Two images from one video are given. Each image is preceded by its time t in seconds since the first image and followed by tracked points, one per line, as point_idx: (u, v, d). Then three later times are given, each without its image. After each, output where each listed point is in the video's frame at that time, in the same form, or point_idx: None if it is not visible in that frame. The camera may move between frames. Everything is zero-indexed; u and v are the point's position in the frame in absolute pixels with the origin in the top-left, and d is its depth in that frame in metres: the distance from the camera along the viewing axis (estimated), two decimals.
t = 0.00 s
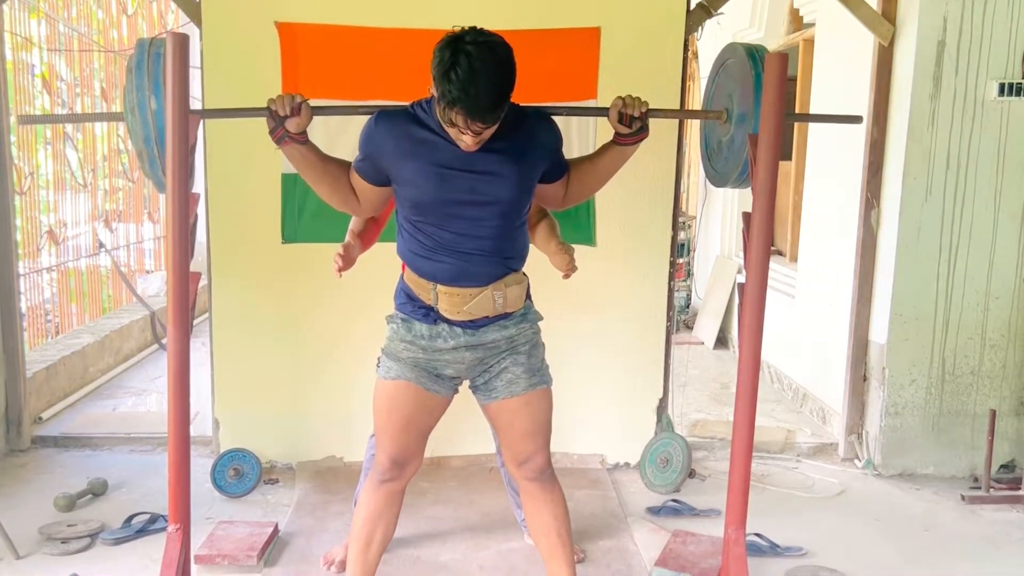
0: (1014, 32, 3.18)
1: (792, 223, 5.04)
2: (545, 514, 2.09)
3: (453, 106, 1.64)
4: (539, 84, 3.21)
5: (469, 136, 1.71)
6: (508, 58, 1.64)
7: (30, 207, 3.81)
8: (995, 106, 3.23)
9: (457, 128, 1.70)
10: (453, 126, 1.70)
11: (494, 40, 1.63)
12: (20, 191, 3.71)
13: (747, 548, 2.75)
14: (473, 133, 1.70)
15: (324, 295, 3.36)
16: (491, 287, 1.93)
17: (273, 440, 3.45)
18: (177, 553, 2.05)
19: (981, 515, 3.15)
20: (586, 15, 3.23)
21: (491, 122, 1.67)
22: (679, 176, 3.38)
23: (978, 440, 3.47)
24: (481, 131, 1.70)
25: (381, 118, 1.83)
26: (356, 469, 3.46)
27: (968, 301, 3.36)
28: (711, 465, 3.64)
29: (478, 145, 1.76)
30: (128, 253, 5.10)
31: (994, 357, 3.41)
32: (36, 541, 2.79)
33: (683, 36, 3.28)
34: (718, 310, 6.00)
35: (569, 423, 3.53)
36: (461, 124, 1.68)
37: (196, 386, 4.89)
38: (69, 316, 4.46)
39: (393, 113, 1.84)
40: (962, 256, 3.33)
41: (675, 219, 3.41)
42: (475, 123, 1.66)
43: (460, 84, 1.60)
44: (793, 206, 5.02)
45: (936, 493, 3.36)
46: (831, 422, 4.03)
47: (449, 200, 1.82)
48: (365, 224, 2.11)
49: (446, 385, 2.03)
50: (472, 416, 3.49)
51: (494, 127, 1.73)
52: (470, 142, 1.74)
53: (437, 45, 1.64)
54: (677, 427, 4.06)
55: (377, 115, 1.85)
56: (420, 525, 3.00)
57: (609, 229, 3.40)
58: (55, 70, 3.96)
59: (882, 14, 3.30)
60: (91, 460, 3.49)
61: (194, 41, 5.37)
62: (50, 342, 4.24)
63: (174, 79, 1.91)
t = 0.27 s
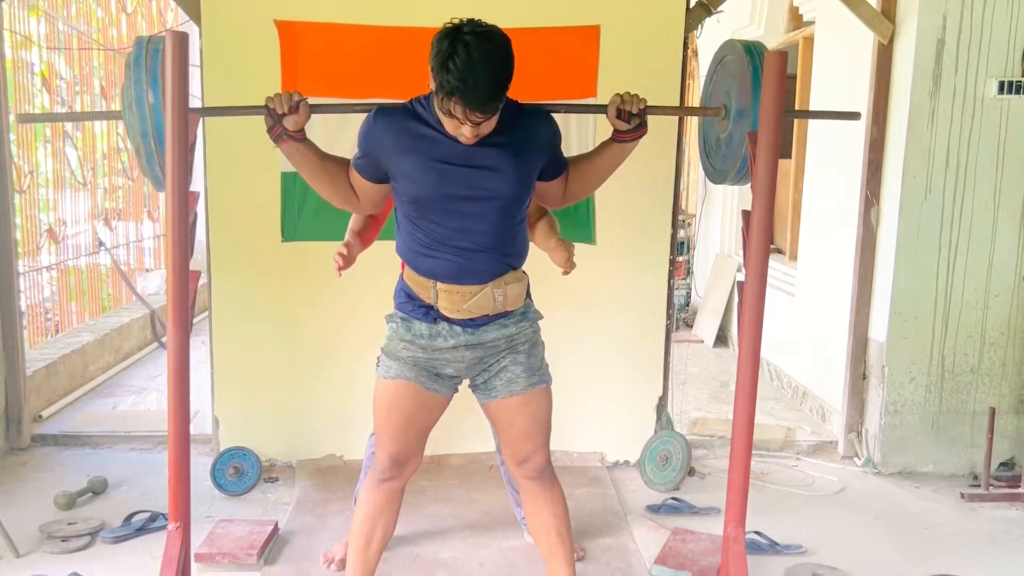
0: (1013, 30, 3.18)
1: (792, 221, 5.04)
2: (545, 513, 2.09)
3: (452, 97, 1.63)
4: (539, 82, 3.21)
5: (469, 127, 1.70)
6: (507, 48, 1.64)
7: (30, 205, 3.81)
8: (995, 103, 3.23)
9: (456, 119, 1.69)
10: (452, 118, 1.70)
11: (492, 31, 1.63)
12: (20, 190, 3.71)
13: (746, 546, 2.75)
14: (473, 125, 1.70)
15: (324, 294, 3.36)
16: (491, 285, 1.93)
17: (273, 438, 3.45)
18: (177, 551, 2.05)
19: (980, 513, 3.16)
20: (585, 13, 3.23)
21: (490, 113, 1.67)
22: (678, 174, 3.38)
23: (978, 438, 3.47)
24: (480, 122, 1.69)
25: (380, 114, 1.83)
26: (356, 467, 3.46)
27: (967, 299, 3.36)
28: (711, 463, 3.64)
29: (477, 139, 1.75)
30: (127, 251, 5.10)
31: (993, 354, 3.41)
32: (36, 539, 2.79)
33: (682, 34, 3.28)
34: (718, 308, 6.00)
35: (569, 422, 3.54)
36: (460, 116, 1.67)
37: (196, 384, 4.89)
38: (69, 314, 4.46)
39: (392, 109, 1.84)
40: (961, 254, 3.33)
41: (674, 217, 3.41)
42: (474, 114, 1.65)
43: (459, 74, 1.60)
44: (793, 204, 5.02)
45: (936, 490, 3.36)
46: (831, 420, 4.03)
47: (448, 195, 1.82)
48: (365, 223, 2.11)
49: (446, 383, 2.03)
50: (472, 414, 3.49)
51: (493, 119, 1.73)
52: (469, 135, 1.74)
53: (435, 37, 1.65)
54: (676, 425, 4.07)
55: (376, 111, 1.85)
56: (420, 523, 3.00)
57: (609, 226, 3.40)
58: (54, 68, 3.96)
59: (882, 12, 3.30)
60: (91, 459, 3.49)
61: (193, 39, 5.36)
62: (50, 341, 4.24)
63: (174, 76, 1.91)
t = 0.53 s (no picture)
0: (1013, 27, 3.18)
1: (791, 219, 5.04)
2: (544, 510, 2.09)
3: (451, 100, 1.63)
4: (538, 81, 3.20)
5: (467, 130, 1.70)
6: (505, 51, 1.65)
7: (29, 204, 3.80)
8: (995, 101, 3.23)
9: (454, 123, 1.69)
10: (450, 122, 1.70)
11: (490, 33, 1.63)
12: (19, 188, 3.71)
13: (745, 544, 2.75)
14: (471, 128, 1.70)
15: (323, 292, 3.36)
16: (489, 283, 1.93)
17: (272, 436, 3.45)
18: (177, 549, 2.05)
19: (980, 511, 3.16)
20: (585, 11, 3.23)
21: (489, 115, 1.67)
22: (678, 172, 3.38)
23: (977, 436, 3.47)
24: (479, 125, 1.69)
25: (379, 114, 1.83)
26: (356, 466, 3.46)
27: (967, 297, 3.36)
28: (711, 461, 3.64)
29: (475, 141, 1.76)
30: (126, 250, 5.10)
31: (993, 352, 3.41)
32: (35, 538, 2.79)
33: (682, 33, 3.28)
34: (717, 307, 6.00)
35: (569, 420, 3.54)
36: (459, 119, 1.68)
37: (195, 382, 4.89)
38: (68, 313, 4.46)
39: (390, 109, 1.84)
40: (961, 252, 3.33)
41: (674, 215, 3.41)
42: (473, 117, 1.65)
43: (457, 77, 1.60)
44: (793, 202, 5.02)
45: (935, 489, 3.36)
46: (830, 418, 4.03)
47: (447, 195, 1.82)
48: (362, 220, 2.11)
49: (445, 381, 2.03)
50: (471, 412, 3.49)
51: (492, 121, 1.73)
52: (467, 138, 1.74)
53: (432, 40, 1.65)
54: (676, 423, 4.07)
55: (374, 111, 1.84)
56: (419, 522, 3.00)
57: (609, 225, 3.40)
58: (53, 66, 3.95)
59: (882, 11, 3.30)
60: (91, 457, 3.50)
61: (192, 38, 5.36)
62: (49, 339, 4.24)
63: (172, 75, 1.91)
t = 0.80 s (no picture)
0: (1013, 26, 3.18)
1: (791, 218, 5.04)
2: (544, 509, 2.09)
3: (452, 96, 1.63)
4: (538, 79, 3.20)
5: (468, 126, 1.70)
6: (506, 47, 1.64)
7: (29, 203, 3.80)
8: (995, 100, 3.23)
9: (456, 118, 1.69)
10: (452, 118, 1.70)
11: (491, 30, 1.63)
12: (19, 187, 3.71)
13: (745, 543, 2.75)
14: (472, 124, 1.70)
15: (323, 291, 3.36)
16: (489, 283, 1.93)
17: (273, 435, 3.45)
18: (177, 548, 2.05)
19: (979, 509, 3.16)
20: (585, 10, 3.23)
21: (490, 111, 1.67)
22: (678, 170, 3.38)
23: (977, 434, 3.48)
24: (480, 121, 1.69)
25: (379, 113, 1.82)
26: (356, 465, 3.46)
27: (967, 296, 3.36)
28: (710, 460, 3.64)
29: (477, 138, 1.76)
30: (126, 249, 5.10)
31: (993, 351, 3.41)
32: (35, 537, 2.79)
33: (682, 31, 3.28)
34: (717, 305, 6.01)
35: (569, 419, 3.54)
36: (460, 115, 1.67)
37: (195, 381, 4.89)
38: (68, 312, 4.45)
39: (391, 107, 1.83)
40: (961, 251, 3.33)
41: (674, 213, 3.41)
42: (473, 113, 1.65)
43: (458, 73, 1.60)
44: (793, 200, 5.01)
45: (935, 487, 3.37)
46: (830, 417, 4.03)
47: (447, 194, 1.82)
48: (362, 219, 2.11)
49: (445, 381, 2.03)
50: (471, 411, 3.49)
51: (493, 118, 1.73)
52: (468, 134, 1.74)
53: (433, 37, 1.65)
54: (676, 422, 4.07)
55: (375, 109, 1.84)
56: (419, 521, 3.00)
57: (608, 224, 3.40)
58: (52, 65, 3.95)
59: (882, 9, 3.30)
60: (90, 456, 3.50)
61: (192, 37, 5.35)
62: (49, 338, 4.24)
63: (172, 73, 1.91)
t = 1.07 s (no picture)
0: (1014, 25, 3.17)
1: (792, 217, 5.04)
2: (544, 508, 2.09)
3: (452, 95, 1.63)
4: (539, 78, 3.20)
5: (468, 125, 1.70)
6: (506, 45, 1.64)
7: (29, 201, 3.80)
8: (995, 99, 3.23)
9: (456, 117, 1.69)
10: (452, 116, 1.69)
11: (491, 29, 1.63)
12: (19, 186, 3.70)
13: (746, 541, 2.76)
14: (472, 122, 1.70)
15: (323, 290, 3.36)
16: (490, 280, 1.93)
17: (273, 434, 3.45)
18: (177, 547, 2.05)
19: (979, 508, 3.16)
20: (585, 8, 3.23)
21: (490, 110, 1.67)
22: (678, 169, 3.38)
23: (977, 433, 3.47)
24: (480, 120, 1.69)
25: (379, 111, 1.82)
26: (356, 463, 3.46)
27: (967, 295, 3.36)
28: (710, 459, 3.64)
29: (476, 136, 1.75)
30: (126, 248, 5.09)
31: (993, 350, 3.41)
32: (35, 535, 2.79)
33: (682, 30, 3.28)
34: (717, 304, 6.00)
35: (569, 418, 3.54)
36: (460, 113, 1.67)
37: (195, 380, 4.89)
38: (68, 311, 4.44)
39: (391, 106, 1.83)
40: (961, 250, 3.32)
41: (674, 212, 3.41)
42: (474, 112, 1.65)
43: (459, 72, 1.60)
44: (793, 199, 5.01)
45: (935, 486, 3.36)
46: (830, 416, 4.03)
47: (446, 193, 1.82)
48: (362, 218, 2.11)
49: (445, 380, 2.03)
50: (471, 410, 3.49)
51: (493, 116, 1.73)
52: (468, 132, 1.73)
53: (433, 35, 1.64)
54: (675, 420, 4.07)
55: (375, 108, 1.84)
56: (419, 519, 3.00)
57: (608, 223, 3.40)
58: (52, 64, 3.95)
59: (882, 8, 3.29)
60: (90, 455, 3.49)
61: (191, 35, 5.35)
62: (49, 337, 4.24)
63: (172, 71, 1.91)
